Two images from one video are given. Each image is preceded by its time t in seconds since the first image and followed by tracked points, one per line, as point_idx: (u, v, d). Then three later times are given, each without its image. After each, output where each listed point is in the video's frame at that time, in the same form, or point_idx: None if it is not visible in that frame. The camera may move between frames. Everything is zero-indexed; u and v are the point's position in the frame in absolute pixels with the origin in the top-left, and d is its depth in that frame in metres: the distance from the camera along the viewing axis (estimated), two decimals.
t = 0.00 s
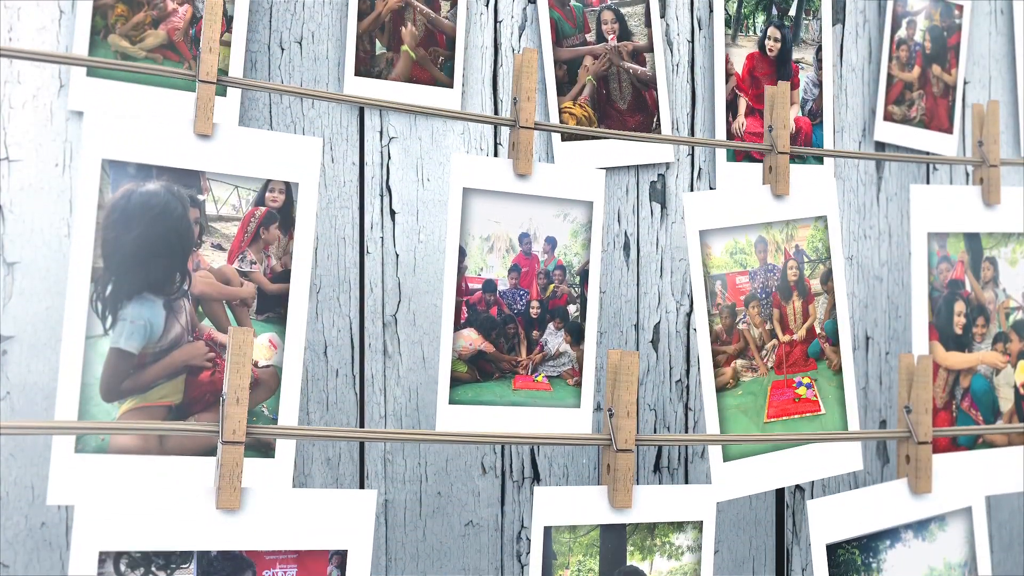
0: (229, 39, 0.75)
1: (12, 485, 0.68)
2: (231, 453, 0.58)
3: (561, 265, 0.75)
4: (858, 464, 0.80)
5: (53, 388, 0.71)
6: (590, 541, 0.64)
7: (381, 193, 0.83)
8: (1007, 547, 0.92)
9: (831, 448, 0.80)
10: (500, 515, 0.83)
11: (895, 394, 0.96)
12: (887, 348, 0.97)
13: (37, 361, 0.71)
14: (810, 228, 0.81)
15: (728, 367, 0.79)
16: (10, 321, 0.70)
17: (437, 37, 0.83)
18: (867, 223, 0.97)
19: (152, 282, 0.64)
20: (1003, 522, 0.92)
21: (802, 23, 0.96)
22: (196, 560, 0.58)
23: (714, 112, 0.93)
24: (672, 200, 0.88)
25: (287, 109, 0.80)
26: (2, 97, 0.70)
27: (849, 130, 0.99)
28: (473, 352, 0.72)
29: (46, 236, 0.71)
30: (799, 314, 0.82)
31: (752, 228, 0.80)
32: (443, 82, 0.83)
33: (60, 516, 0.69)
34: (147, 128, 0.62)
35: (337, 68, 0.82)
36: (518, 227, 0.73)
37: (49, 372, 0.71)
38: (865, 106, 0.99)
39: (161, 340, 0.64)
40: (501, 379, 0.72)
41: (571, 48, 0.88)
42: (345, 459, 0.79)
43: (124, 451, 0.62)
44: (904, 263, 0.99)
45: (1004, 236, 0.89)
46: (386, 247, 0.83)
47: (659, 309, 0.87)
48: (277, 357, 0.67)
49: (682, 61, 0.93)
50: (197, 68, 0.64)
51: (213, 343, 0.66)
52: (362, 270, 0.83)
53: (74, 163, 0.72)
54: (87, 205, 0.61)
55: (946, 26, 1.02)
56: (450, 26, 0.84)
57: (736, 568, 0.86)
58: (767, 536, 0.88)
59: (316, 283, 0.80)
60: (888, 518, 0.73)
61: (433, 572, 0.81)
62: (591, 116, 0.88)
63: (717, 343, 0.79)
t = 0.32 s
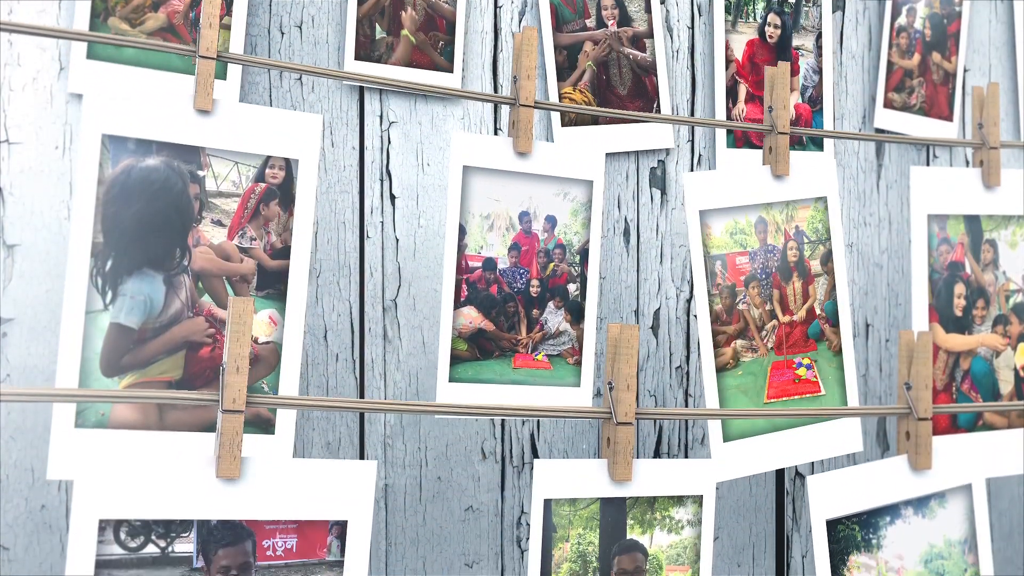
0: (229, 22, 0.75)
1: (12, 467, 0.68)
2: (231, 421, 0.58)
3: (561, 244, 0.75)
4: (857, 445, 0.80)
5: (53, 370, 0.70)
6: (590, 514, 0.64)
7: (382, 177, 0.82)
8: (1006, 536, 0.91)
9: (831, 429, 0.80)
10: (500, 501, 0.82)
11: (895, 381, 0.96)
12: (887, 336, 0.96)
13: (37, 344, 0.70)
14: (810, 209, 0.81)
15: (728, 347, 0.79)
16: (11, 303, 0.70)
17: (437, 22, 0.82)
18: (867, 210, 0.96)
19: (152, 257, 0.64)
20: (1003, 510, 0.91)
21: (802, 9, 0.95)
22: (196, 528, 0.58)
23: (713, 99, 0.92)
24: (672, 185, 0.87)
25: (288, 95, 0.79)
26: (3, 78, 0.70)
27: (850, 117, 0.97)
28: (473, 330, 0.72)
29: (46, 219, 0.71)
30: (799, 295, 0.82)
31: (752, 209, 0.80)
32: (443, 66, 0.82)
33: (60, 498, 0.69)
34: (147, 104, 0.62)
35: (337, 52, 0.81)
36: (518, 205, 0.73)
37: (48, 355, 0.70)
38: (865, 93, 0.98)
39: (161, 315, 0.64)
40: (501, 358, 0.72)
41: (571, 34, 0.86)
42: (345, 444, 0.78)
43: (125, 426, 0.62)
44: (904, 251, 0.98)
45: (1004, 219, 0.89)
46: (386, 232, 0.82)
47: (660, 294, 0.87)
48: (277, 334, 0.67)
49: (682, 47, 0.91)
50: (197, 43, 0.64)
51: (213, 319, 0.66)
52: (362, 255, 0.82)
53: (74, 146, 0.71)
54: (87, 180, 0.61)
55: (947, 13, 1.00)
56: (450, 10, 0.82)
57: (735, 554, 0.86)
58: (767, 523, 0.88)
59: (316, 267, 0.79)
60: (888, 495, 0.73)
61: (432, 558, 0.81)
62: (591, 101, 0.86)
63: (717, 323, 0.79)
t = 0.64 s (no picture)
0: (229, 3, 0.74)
1: (12, 448, 0.67)
2: (230, 387, 0.57)
3: (561, 220, 0.75)
4: (857, 424, 0.80)
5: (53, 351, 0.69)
6: (590, 484, 0.65)
7: (382, 160, 0.81)
8: (1006, 523, 0.91)
9: (831, 408, 0.80)
10: (500, 484, 0.82)
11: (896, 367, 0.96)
12: (887, 321, 0.94)
13: (36, 325, 0.69)
14: (810, 188, 0.81)
15: (728, 326, 0.79)
16: (10, 285, 0.69)
17: (437, 4, 0.81)
18: (866, 196, 0.95)
19: (152, 230, 0.64)
20: (1004, 498, 0.91)
21: None
22: (196, 494, 0.58)
23: (714, 85, 0.90)
24: (672, 170, 0.86)
25: (288, 79, 0.78)
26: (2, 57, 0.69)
27: (850, 102, 0.96)
28: (473, 306, 0.72)
29: (46, 200, 0.70)
30: (799, 274, 0.82)
31: (751, 187, 0.80)
32: (443, 49, 0.81)
33: (60, 479, 0.69)
34: (146, 77, 0.62)
35: (337, 35, 0.80)
36: (518, 181, 0.73)
37: (48, 337, 0.69)
38: (866, 79, 0.96)
39: (161, 288, 0.64)
40: (501, 333, 0.73)
41: (571, 18, 0.85)
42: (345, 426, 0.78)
43: (124, 398, 0.62)
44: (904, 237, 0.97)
45: (1004, 199, 0.89)
46: (386, 214, 0.81)
47: (660, 279, 0.86)
48: (277, 308, 0.67)
49: (682, 32, 0.90)
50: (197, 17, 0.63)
51: (213, 293, 0.67)
52: (362, 238, 0.81)
53: (73, 128, 0.70)
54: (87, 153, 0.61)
55: None
56: None
57: (735, 539, 0.86)
58: (767, 508, 0.88)
59: (315, 250, 0.79)
60: (888, 468, 0.73)
61: (433, 541, 0.81)
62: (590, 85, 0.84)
63: (717, 301, 0.79)
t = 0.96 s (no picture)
0: None
1: (12, 430, 0.66)
2: (231, 356, 0.57)
3: (561, 199, 0.74)
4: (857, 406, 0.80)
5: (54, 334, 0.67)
6: (590, 457, 0.66)
7: (381, 144, 0.79)
8: (1007, 511, 0.91)
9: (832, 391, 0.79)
10: (500, 470, 0.81)
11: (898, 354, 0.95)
12: (888, 309, 0.90)
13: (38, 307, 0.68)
14: (810, 168, 0.82)
15: (728, 306, 0.79)
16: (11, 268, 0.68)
17: None
18: (866, 183, 0.90)
19: (152, 206, 0.64)
20: (1004, 486, 0.91)
21: None
22: (196, 462, 0.58)
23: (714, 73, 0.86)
24: (672, 156, 0.82)
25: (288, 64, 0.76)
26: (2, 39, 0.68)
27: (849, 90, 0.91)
28: (473, 284, 0.72)
29: (46, 182, 0.69)
30: (799, 254, 0.82)
31: (751, 167, 0.80)
32: (443, 35, 0.79)
33: (60, 462, 0.68)
34: (146, 55, 0.63)
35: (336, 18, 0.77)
36: (518, 158, 0.73)
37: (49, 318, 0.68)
38: (865, 67, 0.92)
39: (161, 263, 0.64)
40: (501, 312, 0.72)
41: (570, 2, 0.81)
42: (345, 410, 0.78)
43: (124, 372, 0.59)
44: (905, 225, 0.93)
45: (1004, 181, 0.89)
46: (386, 197, 0.79)
47: (659, 264, 0.81)
48: (277, 284, 0.67)
49: (682, 17, 0.85)
50: None
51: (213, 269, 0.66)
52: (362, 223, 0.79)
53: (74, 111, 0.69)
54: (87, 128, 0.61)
55: None
56: None
57: (735, 526, 0.85)
58: (767, 495, 0.88)
59: (314, 233, 0.77)
60: (887, 445, 0.73)
61: (433, 526, 0.80)
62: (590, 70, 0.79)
63: (717, 280, 0.79)
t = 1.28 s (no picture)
0: None
1: (12, 411, 0.66)
2: (230, 321, 0.57)
3: (561, 175, 0.74)
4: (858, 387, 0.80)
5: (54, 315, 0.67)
6: (590, 427, 0.66)
7: (381, 127, 0.78)
8: (1007, 498, 0.91)
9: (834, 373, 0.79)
10: (500, 453, 0.81)
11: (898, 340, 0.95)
12: (888, 295, 0.89)
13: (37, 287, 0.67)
14: (810, 148, 0.81)
15: (728, 284, 0.79)
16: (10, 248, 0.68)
17: None
18: (867, 168, 0.90)
19: (153, 178, 0.64)
20: (1004, 473, 0.91)
21: None
22: (196, 428, 0.58)
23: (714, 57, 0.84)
24: (672, 141, 0.82)
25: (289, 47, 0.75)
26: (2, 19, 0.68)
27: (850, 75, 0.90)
28: (473, 260, 0.72)
29: (45, 163, 0.68)
30: (799, 233, 0.81)
31: (751, 146, 0.80)
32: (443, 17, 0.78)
33: (60, 442, 0.68)
34: (145, 27, 0.62)
35: None
36: (518, 134, 0.73)
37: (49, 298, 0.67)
38: (865, 56, 0.91)
39: (161, 236, 0.64)
40: (501, 288, 0.72)
41: None
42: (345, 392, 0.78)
43: (123, 343, 0.59)
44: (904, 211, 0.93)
45: (1004, 162, 0.89)
46: (386, 180, 0.79)
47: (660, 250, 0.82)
48: (277, 258, 0.67)
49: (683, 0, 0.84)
50: None
51: (213, 242, 0.66)
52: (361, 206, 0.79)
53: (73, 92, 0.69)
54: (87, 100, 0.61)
55: None
56: None
57: (735, 511, 0.85)
58: (767, 480, 0.88)
59: (314, 216, 0.76)
60: (887, 418, 0.74)
61: (433, 509, 0.79)
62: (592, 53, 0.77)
63: (717, 259, 0.79)
